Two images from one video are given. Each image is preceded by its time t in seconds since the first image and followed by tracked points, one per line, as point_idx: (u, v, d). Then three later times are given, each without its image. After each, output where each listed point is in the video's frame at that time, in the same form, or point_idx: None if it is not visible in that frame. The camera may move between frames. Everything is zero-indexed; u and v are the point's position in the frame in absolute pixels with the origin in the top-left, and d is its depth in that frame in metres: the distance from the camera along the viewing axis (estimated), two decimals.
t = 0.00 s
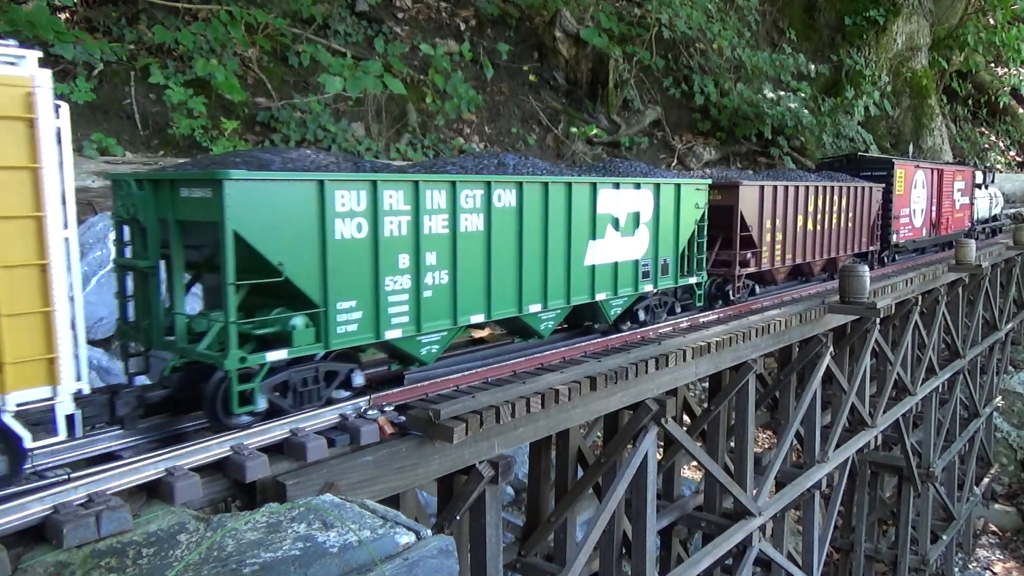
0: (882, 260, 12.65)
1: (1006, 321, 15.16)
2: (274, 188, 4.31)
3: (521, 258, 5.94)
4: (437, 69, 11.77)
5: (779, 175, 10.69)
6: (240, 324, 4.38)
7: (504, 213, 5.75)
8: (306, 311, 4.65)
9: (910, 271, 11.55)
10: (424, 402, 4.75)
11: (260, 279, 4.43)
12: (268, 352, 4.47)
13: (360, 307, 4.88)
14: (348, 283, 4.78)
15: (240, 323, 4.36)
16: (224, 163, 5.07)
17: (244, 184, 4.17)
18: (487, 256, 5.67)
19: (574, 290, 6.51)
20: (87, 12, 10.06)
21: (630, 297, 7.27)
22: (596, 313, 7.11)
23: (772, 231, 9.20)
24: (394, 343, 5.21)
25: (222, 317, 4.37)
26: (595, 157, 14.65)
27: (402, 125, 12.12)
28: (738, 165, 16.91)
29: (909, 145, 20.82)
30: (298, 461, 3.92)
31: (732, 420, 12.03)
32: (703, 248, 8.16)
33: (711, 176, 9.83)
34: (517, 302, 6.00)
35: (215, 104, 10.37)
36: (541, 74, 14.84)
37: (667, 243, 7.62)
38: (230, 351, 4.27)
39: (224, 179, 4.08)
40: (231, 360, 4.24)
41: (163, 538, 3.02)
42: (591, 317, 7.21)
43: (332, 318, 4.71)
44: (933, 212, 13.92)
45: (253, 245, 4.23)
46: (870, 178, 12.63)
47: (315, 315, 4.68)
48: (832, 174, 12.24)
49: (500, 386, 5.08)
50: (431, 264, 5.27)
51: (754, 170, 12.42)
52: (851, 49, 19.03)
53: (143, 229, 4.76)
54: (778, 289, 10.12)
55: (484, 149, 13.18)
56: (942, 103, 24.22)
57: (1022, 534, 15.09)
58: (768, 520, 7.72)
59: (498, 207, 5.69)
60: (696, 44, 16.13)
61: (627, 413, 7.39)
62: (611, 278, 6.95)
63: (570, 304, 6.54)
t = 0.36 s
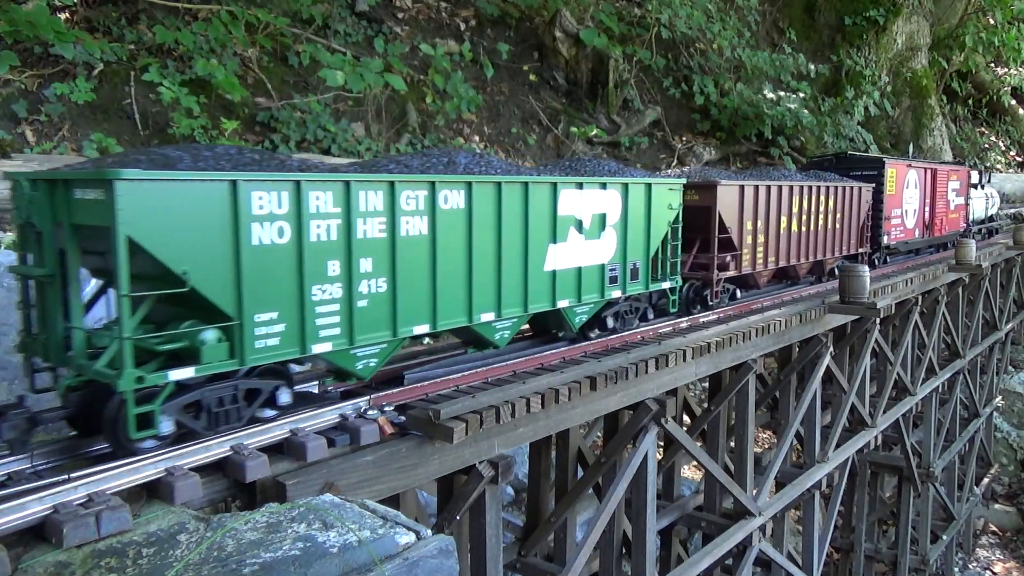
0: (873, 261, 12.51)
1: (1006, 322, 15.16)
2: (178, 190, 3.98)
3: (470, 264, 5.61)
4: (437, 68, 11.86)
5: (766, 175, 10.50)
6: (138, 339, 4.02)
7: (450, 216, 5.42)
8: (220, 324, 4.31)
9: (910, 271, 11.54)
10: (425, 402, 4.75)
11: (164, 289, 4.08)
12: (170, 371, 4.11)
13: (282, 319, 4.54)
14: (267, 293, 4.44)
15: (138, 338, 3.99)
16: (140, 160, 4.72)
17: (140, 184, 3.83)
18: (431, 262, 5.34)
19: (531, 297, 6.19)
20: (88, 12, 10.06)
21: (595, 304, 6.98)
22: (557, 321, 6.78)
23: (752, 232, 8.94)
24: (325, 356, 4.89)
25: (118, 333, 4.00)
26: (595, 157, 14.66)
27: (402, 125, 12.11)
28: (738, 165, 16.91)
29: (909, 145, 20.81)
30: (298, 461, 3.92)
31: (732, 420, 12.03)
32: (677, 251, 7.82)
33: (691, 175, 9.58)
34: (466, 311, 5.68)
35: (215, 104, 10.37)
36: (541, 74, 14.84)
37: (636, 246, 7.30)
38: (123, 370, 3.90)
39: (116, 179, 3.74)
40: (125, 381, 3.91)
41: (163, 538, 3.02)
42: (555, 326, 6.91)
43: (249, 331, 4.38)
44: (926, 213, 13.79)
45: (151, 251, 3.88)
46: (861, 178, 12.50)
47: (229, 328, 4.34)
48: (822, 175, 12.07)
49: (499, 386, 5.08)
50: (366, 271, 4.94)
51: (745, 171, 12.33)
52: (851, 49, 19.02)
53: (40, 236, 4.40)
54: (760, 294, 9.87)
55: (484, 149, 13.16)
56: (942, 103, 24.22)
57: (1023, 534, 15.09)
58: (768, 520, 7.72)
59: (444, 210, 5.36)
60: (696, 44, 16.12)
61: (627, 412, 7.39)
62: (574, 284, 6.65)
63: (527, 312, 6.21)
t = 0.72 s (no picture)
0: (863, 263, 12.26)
1: (1006, 321, 15.16)
2: (58, 190, 3.58)
3: (411, 269, 5.23)
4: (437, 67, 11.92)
5: (751, 175, 10.27)
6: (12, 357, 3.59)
7: (388, 218, 5.04)
8: (113, 340, 3.91)
9: (910, 271, 11.54)
10: (424, 402, 4.75)
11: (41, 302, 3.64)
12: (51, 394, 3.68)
13: (187, 333, 4.15)
14: (169, 304, 4.05)
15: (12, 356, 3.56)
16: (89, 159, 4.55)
17: (11, 184, 3.42)
18: (366, 268, 4.96)
19: (482, 305, 5.85)
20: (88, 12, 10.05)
21: (556, 311, 6.70)
22: (516, 329, 6.51)
23: (731, 234, 8.65)
24: (242, 372, 4.50)
25: None
26: (595, 157, 14.66)
27: (402, 125, 12.11)
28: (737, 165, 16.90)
29: (909, 145, 20.81)
30: (298, 461, 3.92)
31: (732, 420, 12.04)
32: (649, 254, 7.63)
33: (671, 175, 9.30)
34: (406, 321, 5.31)
35: (215, 104, 10.37)
36: (541, 74, 14.84)
37: (602, 249, 7.02)
38: None
39: None
40: None
41: (163, 538, 3.02)
42: (514, 334, 6.62)
43: (148, 347, 3.98)
44: (919, 214, 13.57)
45: (24, 258, 3.47)
46: (850, 177, 12.28)
47: (123, 345, 3.94)
48: (811, 174, 11.87)
49: (499, 386, 5.08)
50: (289, 279, 4.55)
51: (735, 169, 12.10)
52: (851, 49, 19.01)
53: None
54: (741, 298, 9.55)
55: (484, 149, 13.17)
56: (942, 103, 24.22)
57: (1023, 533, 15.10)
58: (768, 520, 7.72)
59: (380, 212, 4.97)
60: (696, 44, 16.12)
61: (627, 412, 7.39)
62: (532, 291, 6.34)
63: (477, 321, 5.87)
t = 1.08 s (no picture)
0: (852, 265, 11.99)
1: (1006, 321, 15.17)
2: None
3: (342, 277, 4.76)
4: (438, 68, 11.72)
5: (735, 173, 9.94)
6: None
7: (314, 222, 4.56)
8: None
9: (910, 271, 11.55)
10: (424, 402, 4.75)
11: None
12: None
13: (70, 350, 3.67)
14: (48, 319, 3.57)
15: None
16: (86, 159, 4.56)
17: None
18: (287, 276, 4.48)
19: (425, 315, 5.38)
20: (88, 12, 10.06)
21: (513, 320, 6.24)
22: (469, 339, 6.06)
23: (709, 236, 8.27)
24: (141, 392, 4.03)
25: None
26: (595, 157, 14.68)
27: (401, 125, 12.12)
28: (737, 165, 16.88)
29: (908, 145, 20.82)
30: (298, 461, 3.92)
31: (732, 420, 12.04)
32: (616, 257, 7.25)
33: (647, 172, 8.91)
34: (337, 333, 4.83)
35: (215, 104, 10.38)
36: (541, 74, 14.84)
37: (564, 253, 6.60)
38: None
39: None
40: None
41: (163, 538, 3.03)
42: (467, 345, 6.17)
43: (21, 366, 3.50)
44: (910, 214, 13.36)
45: None
46: (838, 177, 12.01)
47: None
48: (798, 174, 11.59)
49: (499, 386, 5.08)
50: (195, 289, 4.08)
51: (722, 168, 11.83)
52: (851, 49, 19.02)
53: None
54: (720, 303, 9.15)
55: (484, 149, 13.18)
56: (942, 103, 24.23)
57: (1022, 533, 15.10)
58: (768, 520, 7.71)
59: (304, 214, 4.50)
60: (696, 44, 16.13)
61: (627, 413, 7.40)
62: (484, 298, 5.89)
63: (420, 332, 5.39)
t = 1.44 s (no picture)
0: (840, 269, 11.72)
1: (1006, 321, 15.17)
2: None
3: (257, 285, 4.32)
4: (438, 67, 11.84)
5: (720, 172, 9.62)
6: None
7: (222, 225, 4.12)
8: None
9: (910, 271, 11.56)
10: (424, 402, 4.75)
11: None
12: None
13: None
14: None
15: None
16: (89, 162, 4.60)
17: None
18: (190, 284, 4.04)
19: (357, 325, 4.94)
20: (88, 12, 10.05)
21: (462, 329, 5.80)
22: (412, 351, 5.60)
23: (684, 238, 7.92)
24: (16, 416, 3.58)
25: None
26: (595, 157, 14.70)
27: (401, 125, 12.13)
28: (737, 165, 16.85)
29: (909, 145, 20.83)
30: (298, 461, 3.92)
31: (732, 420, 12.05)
32: (578, 261, 6.95)
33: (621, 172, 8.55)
34: (252, 346, 4.39)
35: (215, 104, 10.38)
36: (541, 74, 14.83)
37: (520, 257, 6.17)
38: None
39: None
40: None
41: (163, 538, 3.03)
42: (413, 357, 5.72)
43: None
44: (901, 216, 13.14)
45: None
46: (825, 177, 11.75)
47: None
48: (786, 174, 11.31)
49: (499, 386, 5.08)
50: (77, 299, 3.64)
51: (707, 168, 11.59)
52: (851, 49, 19.02)
53: None
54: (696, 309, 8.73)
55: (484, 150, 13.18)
56: (942, 103, 24.23)
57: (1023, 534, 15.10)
58: (768, 520, 7.72)
59: (209, 216, 4.06)
60: (696, 44, 16.13)
61: (627, 412, 7.41)
62: (428, 307, 5.46)
63: (352, 345, 4.95)
